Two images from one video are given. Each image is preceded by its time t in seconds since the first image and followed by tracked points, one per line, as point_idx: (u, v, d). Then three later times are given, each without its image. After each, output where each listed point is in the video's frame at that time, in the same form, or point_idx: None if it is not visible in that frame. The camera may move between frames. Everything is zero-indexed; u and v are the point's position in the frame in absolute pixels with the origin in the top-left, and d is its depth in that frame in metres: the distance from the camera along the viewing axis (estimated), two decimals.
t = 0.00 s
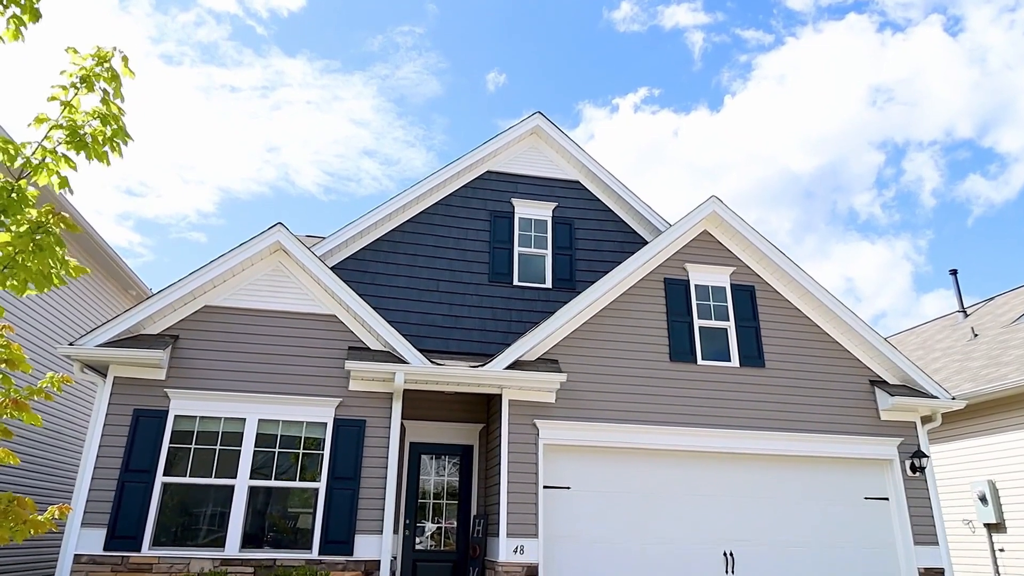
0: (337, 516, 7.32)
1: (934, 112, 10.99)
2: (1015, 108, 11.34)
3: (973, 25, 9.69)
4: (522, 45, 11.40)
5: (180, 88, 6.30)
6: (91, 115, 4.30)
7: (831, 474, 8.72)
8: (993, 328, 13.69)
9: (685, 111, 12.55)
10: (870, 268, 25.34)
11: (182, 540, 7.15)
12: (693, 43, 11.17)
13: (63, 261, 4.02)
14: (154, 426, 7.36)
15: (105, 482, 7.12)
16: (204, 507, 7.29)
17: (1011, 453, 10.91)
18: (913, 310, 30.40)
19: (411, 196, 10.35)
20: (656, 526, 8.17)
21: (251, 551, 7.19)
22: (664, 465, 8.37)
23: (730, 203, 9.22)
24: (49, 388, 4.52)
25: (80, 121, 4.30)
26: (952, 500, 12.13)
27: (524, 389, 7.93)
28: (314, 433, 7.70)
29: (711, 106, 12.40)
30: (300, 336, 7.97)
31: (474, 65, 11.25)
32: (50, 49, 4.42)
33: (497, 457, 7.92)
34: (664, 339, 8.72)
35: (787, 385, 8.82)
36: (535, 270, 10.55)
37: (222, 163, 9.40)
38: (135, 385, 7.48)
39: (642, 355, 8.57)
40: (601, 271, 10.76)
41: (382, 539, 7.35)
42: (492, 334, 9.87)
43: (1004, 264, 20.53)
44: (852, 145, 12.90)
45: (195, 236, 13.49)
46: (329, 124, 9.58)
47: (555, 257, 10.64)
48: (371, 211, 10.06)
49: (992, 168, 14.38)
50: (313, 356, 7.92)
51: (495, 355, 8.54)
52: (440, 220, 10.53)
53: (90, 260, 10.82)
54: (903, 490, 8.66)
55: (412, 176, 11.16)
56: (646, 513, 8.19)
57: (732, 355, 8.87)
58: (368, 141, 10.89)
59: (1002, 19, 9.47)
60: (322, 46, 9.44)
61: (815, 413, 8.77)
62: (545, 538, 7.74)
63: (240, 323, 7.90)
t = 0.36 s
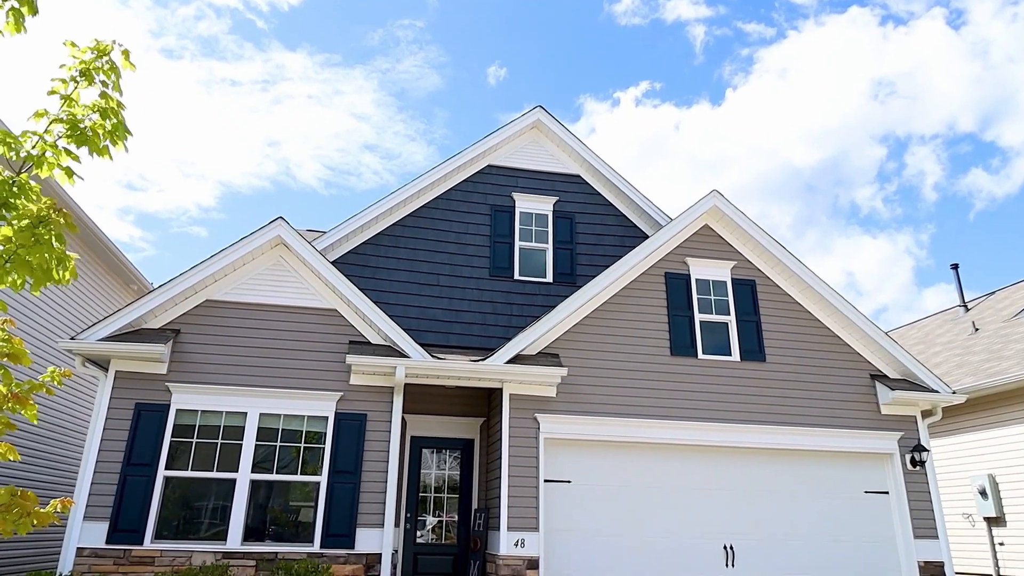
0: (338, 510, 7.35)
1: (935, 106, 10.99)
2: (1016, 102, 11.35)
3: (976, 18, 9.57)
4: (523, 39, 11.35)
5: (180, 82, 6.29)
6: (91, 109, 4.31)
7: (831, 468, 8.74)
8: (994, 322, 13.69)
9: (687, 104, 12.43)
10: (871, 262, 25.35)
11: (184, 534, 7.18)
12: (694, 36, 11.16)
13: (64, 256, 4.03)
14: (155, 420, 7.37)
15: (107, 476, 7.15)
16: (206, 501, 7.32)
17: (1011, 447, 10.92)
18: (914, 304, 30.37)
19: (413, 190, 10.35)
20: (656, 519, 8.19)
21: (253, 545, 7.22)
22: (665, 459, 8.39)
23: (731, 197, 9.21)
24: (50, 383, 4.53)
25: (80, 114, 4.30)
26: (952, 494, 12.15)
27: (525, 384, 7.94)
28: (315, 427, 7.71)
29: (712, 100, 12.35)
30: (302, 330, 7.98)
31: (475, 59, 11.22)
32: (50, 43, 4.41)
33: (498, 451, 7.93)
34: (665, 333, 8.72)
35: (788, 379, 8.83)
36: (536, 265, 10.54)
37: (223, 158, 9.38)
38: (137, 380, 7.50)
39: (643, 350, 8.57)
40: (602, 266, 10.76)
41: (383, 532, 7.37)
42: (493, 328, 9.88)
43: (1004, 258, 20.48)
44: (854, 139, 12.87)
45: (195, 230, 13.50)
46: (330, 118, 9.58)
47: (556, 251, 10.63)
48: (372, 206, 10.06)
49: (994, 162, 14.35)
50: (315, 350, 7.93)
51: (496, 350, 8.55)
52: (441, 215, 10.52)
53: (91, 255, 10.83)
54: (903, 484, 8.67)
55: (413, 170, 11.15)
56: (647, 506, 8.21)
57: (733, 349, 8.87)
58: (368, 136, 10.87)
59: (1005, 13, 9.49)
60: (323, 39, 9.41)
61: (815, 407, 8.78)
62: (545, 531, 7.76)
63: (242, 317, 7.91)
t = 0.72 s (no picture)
0: (340, 503, 7.38)
1: (936, 99, 10.98)
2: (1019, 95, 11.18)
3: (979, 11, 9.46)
4: (524, 33, 11.22)
5: (180, 76, 6.26)
6: (90, 103, 4.30)
7: (831, 461, 8.75)
8: (995, 316, 13.69)
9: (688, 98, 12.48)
10: (873, 257, 25.32)
11: (186, 527, 7.21)
12: (695, 29, 11.06)
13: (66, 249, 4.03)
14: (157, 414, 7.39)
15: (109, 469, 7.17)
16: (208, 495, 7.34)
17: (1011, 441, 10.93)
18: (915, 299, 30.36)
19: (414, 184, 10.35)
20: (658, 512, 8.21)
21: (255, 538, 7.25)
22: (665, 453, 8.40)
23: (732, 191, 9.20)
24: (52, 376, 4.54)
25: (80, 108, 4.29)
26: (952, 488, 12.18)
27: (526, 377, 7.95)
28: (316, 421, 7.73)
29: (714, 94, 12.31)
30: (303, 324, 7.99)
31: (476, 52, 11.17)
32: (49, 35, 4.40)
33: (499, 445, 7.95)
34: (666, 327, 8.73)
35: (788, 374, 8.83)
36: (537, 259, 10.55)
37: (223, 152, 9.36)
38: (138, 374, 7.51)
39: (643, 344, 8.58)
40: (603, 260, 10.75)
41: (385, 525, 7.40)
42: (494, 322, 9.89)
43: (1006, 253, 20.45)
44: (855, 133, 12.84)
45: (196, 225, 13.50)
46: (331, 112, 9.59)
47: (557, 246, 10.63)
48: (373, 200, 10.06)
49: (996, 156, 14.30)
50: (316, 344, 7.94)
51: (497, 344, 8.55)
52: (441, 209, 10.52)
53: (92, 249, 10.83)
54: (904, 477, 8.69)
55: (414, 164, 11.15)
56: (648, 499, 8.23)
57: (734, 343, 8.88)
58: (369, 130, 10.85)
59: (1008, 7, 9.20)
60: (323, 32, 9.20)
61: (816, 401, 8.79)
62: (546, 524, 7.79)
63: (243, 311, 7.92)
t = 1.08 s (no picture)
0: (341, 496, 7.41)
1: (939, 92, 10.96)
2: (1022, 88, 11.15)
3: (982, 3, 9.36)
4: (525, 25, 11.04)
5: (181, 68, 6.24)
6: (90, 95, 4.26)
7: (831, 454, 8.77)
8: (996, 309, 13.68)
9: (689, 91, 12.44)
10: (874, 251, 25.28)
11: (188, 519, 7.24)
12: (698, 21, 10.98)
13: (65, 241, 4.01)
14: (159, 407, 7.41)
15: (111, 462, 7.19)
16: (209, 487, 7.37)
17: (1012, 434, 10.94)
18: (916, 292, 30.32)
19: (414, 177, 10.34)
20: (658, 505, 8.24)
21: (257, 530, 7.28)
22: (666, 446, 8.42)
23: (733, 183, 9.19)
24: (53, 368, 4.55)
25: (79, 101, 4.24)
26: (952, 481, 12.20)
27: (527, 370, 7.96)
28: (317, 414, 7.75)
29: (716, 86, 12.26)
30: (304, 317, 8.00)
31: (477, 44, 11.05)
32: (49, 28, 4.39)
33: (500, 437, 7.96)
34: (667, 321, 8.73)
35: (789, 366, 8.84)
36: (538, 252, 10.54)
37: (224, 145, 9.33)
38: (140, 366, 7.52)
39: (644, 337, 8.58)
40: (604, 253, 10.75)
41: (386, 517, 7.43)
42: (495, 315, 9.90)
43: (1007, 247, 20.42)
44: (857, 125, 12.81)
45: (197, 218, 13.51)
46: (332, 104, 9.55)
47: (558, 239, 10.62)
48: (374, 193, 10.05)
49: (998, 148, 14.25)
50: (317, 337, 7.96)
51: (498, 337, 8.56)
52: (443, 202, 10.51)
53: (93, 242, 10.84)
54: (904, 469, 8.70)
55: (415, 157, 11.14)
56: (650, 491, 8.26)
57: (735, 336, 8.88)
58: (370, 122, 10.83)
59: None
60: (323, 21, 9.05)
61: (816, 394, 8.80)
62: (546, 517, 7.82)
63: (244, 304, 7.93)
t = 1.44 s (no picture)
0: (343, 488, 7.43)
1: (942, 84, 10.92)
2: None
3: None
4: (526, 17, 10.92)
5: (182, 61, 6.24)
6: (88, 87, 4.24)
7: (831, 446, 8.78)
8: (998, 302, 13.66)
9: (691, 83, 12.36)
10: (876, 244, 25.22)
11: (191, 511, 7.27)
12: (699, 13, 10.85)
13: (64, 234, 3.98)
14: (160, 399, 7.43)
15: (114, 454, 7.22)
16: (212, 480, 7.40)
17: (1012, 426, 10.96)
18: (918, 285, 30.27)
19: (415, 170, 10.34)
20: (659, 497, 8.26)
21: (259, 522, 7.31)
22: (666, 438, 8.44)
23: (735, 176, 9.17)
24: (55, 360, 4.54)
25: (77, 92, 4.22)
26: (952, 473, 12.22)
27: (529, 363, 7.97)
28: (319, 406, 7.77)
29: (718, 79, 12.19)
30: (305, 310, 8.00)
31: (479, 37, 10.93)
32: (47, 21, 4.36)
33: (501, 430, 7.98)
34: (668, 314, 8.73)
35: (790, 359, 8.85)
36: (539, 245, 10.54)
37: (223, 139, 9.28)
38: (141, 359, 7.54)
39: (646, 330, 8.59)
40: (605, 246, 10.74)
41: (387, 510, 7.46)
42: (496, 309, 9.90)
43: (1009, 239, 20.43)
44: (859, 117, 12.76)
45: (198, 211, 13.50)
46: (331, 97, 9.49)
47: (559, 232, 10.61)
48: (376, 185, 10.06)
49: (1001, 141, 14.18)
50: (318, 330, 7.97)
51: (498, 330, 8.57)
52: (443, 195, 10.50)
53: (93, 235, 10.85)
54: (904, 462, 8.72)
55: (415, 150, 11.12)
56: (650, 484, 8.28)
57: (736, 329, 8.88)
58: (371, 115, 10.81)
59: None
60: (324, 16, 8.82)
61: (817, 386, 8.81)
62: (547, 509, 7.84)
63: (246, 297, 7.93)
